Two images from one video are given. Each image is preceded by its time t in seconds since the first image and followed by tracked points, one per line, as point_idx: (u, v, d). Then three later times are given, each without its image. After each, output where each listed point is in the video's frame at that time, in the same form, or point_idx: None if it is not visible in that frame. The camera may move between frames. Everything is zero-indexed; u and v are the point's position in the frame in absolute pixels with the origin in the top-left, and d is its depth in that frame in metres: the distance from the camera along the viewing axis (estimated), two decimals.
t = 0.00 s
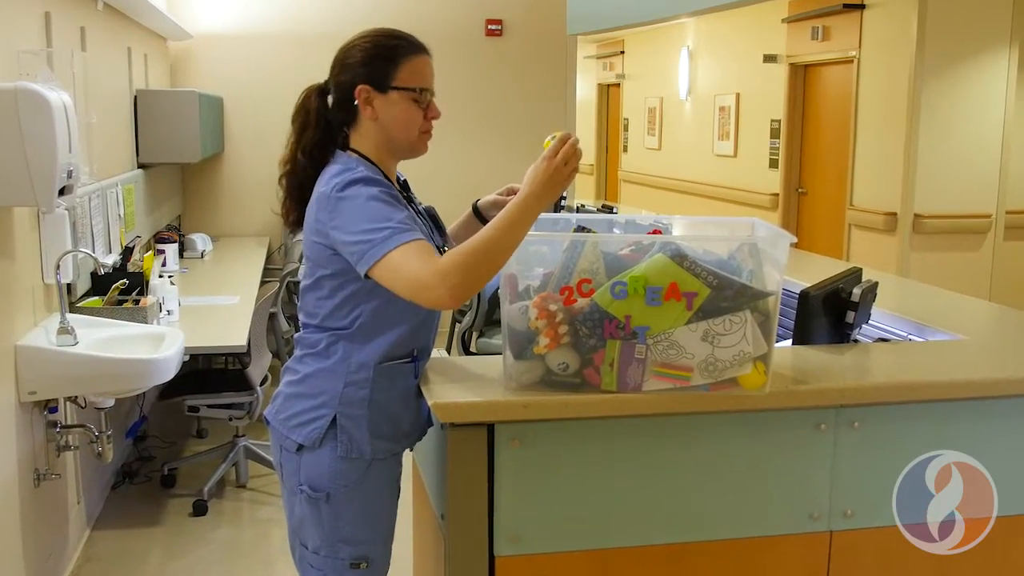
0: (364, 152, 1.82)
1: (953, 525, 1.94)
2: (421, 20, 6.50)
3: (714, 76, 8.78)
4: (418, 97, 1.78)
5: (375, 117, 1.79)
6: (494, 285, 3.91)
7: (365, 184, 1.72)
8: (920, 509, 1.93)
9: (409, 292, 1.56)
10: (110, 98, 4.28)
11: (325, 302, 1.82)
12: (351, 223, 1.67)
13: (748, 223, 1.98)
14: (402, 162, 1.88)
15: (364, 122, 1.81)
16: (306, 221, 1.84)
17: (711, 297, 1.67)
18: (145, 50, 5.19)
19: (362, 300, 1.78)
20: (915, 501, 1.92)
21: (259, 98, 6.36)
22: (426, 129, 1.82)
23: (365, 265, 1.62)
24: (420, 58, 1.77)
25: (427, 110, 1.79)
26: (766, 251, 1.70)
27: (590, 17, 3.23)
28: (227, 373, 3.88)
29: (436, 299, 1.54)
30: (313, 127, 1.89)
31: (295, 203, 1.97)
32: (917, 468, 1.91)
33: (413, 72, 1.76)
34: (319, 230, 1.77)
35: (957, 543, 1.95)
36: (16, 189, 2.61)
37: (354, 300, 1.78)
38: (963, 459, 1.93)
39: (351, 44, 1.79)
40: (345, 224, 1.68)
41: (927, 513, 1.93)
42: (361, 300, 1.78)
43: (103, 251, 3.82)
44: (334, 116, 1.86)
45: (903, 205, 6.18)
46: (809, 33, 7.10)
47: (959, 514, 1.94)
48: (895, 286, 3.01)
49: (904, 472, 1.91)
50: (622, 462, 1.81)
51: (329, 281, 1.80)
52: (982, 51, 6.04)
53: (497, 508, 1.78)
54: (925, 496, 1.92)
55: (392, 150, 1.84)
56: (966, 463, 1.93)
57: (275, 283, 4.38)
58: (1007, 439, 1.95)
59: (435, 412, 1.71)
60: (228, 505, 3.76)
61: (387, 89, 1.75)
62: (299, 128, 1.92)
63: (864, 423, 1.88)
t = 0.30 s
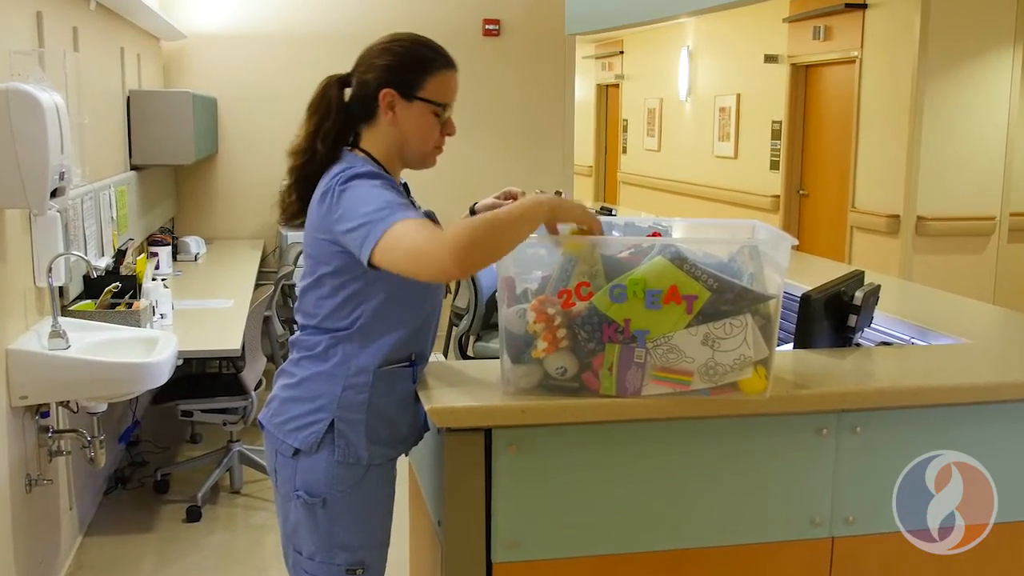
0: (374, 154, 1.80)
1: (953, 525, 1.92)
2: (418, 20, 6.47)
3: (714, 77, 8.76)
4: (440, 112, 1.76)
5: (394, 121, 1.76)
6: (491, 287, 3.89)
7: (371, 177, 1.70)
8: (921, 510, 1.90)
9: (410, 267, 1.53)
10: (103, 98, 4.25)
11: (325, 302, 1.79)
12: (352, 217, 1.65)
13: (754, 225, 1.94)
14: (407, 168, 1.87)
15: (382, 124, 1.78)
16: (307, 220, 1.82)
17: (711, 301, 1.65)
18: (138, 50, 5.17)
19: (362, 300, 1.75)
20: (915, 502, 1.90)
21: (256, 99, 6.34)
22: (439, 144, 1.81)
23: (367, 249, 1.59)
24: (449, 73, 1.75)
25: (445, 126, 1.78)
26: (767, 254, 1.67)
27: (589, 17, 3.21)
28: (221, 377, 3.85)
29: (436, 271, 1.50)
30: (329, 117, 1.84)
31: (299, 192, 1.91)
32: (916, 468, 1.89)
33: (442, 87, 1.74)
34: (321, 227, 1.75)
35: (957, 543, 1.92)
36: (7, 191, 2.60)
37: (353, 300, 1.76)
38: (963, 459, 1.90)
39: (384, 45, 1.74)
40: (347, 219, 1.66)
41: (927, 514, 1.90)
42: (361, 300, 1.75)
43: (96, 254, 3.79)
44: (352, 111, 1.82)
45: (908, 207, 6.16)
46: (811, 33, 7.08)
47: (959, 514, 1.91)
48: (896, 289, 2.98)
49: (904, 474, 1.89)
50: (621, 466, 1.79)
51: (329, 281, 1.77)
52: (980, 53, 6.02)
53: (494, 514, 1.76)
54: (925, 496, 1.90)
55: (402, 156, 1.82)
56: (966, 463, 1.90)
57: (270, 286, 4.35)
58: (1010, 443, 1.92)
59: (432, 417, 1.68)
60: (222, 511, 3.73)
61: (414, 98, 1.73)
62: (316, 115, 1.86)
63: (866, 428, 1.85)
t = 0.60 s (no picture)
0: (387, 158, 1.77)
1: (953, 525, 1.89)
2: (414, 20, 6.44)
3: (714, 77, 8.75)
4: (459, 126, 1.75)
5: (413, 128, 1.74)
6: (488, 291, 3.86)
7: (380, 170, 1.70)
8: (921, 512, 1.87)
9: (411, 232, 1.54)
10: (96, 98, 4.23)
11: (324, 300, 1.77)
12: (357, 208, 1.63)
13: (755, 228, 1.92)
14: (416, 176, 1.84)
15: (400, 129, 1.75)
16: (311, 216, 1.80)
17: (711, 304, 1.63)
18: (131, 51, 5.14)
19: (361, 299, 1.73)
20: (915, 504, 1.87)
21: (252, 100, 6.31)
22: (452, 157, 1.79)
23: (372, 227, 1.60)
24: (474, 87, 1.74)
25: (462, 139, 1.77)
26: (768, 257, 1.64)
27: (587, 17, 3.19)
28: (215, 382, 3.82)
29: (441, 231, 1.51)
30: (347, 116, 1.79)
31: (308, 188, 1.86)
32: (916, 468, 1.86)
33: (466, 101, 1.72)
34: (326, 220, 1.73)
35: (957, 543, 1.89)
36: None
37: (353, 297, 1.73)
38: (963, 459, 1.88)
39: (414, 51, 1.72)
40: (352, 210, 1.64)
41: (927, 515, 1.88)
42: (360, 299, 1.73)
43: (88, 256, 3.76)
44: (371, 112, 1.78)
45: (909, 210, 6.14)
46: (812, 33, 7.06)
47: (959, 514, 1.89)
48: (898, 291, 2.96)
49: (904, 474, 1.86)
50: (619, 470, 1.76)
51: (329, 277, 1.75)
52: (979, 55, 6.00)
53: (491, 521, 1.73)
54: (924, 497, 1.87)
55: (414, 163, 1.79)
56: (966, 462, 1.88)
57: (265, 289, 4.33)
58: (1014, 447, 1.90)
59: (428, 422, 1.66)
60: (216, 517, 3.70)
61: (437, 107, 1.70)
62: (336, 113, 1.81)
63: (868, 433, 1.83)
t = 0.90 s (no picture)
0: (398, 162, 1.75)
1: (953, 525, 1.86)
2: (409, 21, 6.41)
3: (714, 78, 8.74)
4: (474, 137, 1.73)
5: (428, 136, 1.71)
6: (485, 294, 3.84)
7: (393, 171, 1.67)
8: (921, 514, 1.85)
9: (442, 233, 1.50)
10: (88, 98, 4.20)
11: (326, 299, 1.74)
12: (369, 205, 1.62)
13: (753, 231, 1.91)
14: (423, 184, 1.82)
15: (414, 136, 1.72)
16: (317, 214, 1.78)
17: (710, 307, 1.60)
18: (124, 51, 5.11)
19: (363, 298, 1.70)
20: (916, 506, 1.85)
21: (248, 101, 6.29)
22: (463, 167, 1.77)
23: (388, 231, 1.57)
24: (492, 101, 1.72)
25: (475, 151, 1.75)
26: (768, 259, 1.62)
27: (586, 18, 3.17)
28: (209, 386, 3.80)
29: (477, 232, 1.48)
30: (364, 119, 1.76)
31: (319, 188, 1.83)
32: (915, 468, 1.83)
33: (484, 113, 1.71)
34: (332, 218, 1.71)
35: (956, 543, 1.87)
36: None
37: (356, 297, 1.71)
38: (963, 459, 1.85)
39: (436, 59, 1.70)
40: (363, 208, 1.63)
41: (927, 517, 1.85)
42: (362, 297, 1.70)
43: (81, 259, 3.74)
44: (388, 116, 1.75)
45: (912, 212, 6.12)
46: (814, 32, 7.04)
47: (959, 514, 1.86)
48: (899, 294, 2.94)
49: (903, 475, 1.84)
50: (617, 475, 1.74)
51: (332, 276, 1.73)
52: (977, 57, 5.98)
53: (488, 526, 1.71)
54: (924, 498, 1.85)
55: (424, 171, 1.77)
56: (965, 463, 1.86)
57: (260, 291, 4.30)
58: (1017, 451, 1.88)
59: (424, 426, 1.63)
60: (209, 523, 3.67)
61: (453, 116, 1.69)
62: (351, 114, 1.78)
63: (870, 438, 1.81)
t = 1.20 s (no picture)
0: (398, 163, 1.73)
1: (954, 525, 1.84)
2: (406, 21, 6.40)
3: (714, 79, 8.73)
4: (473, 142, 1.70)
5: (426, 137, 1.69)
6: (483, 297, 3.82)
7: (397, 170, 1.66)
8: (921, 515, 1.83)
9: (457, 215, 1.52)
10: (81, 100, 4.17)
11: (326, 297, 1.72)
12: (374, 200, 1.60)
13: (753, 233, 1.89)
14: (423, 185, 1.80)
15: (413, 137, 1.70)
16: (318, 213, 1.76)
17: (711, 310, 1.58)
18: (117, 51, 5.09)
19: (364, 295, 1.68)
20: (916, 507, 1.82)
21: (245, 101, 6.27)
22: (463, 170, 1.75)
23: (400, 220, 1.56)
24: (493, 105, 1.69)
25: (474, 155, 1.72)
26: (769, 262, 1.60)
27: (584, 18, 3.16)
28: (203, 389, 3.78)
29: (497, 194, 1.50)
30: (367, 119, 1.75)
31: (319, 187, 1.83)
32: (915, 468, 1.81)
33: (484, 118, 1.68)
34: (333, 215, 1.70)
35: (957, 543, 1.84)
36: None
37: (357, 295, 1.68)
38: (963, 459, 1.83)
39: (439, 62, 1.68)
40: (368, 202, 1.62)
41: (927, 517, 1.83)
42: (363, 295, 1.68)
43: (73, 262, 3.72)
44: (390, 117, 1.73)
45: (914, 215, 6.12)
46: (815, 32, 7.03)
47: (959, 514, 1.84)
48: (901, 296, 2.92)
49: (903, 476, 1.81)
50: (617, 479, 1.71)
51: (332, 273, 1.71)
52: (975, 59, 5.97)
53: (486, 533, 1.69)
54: (924, 498, 1.82)
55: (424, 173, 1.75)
56: (966, 463, 1.83)
57: (255, 295, 4.28)
58: (1020, 454, 1.85)
59: (421, 432, 1.61)
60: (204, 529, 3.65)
61: (451, 119, 1.66)
62: (355, 114, 1.76)
63: (872, 442, 1.79)
